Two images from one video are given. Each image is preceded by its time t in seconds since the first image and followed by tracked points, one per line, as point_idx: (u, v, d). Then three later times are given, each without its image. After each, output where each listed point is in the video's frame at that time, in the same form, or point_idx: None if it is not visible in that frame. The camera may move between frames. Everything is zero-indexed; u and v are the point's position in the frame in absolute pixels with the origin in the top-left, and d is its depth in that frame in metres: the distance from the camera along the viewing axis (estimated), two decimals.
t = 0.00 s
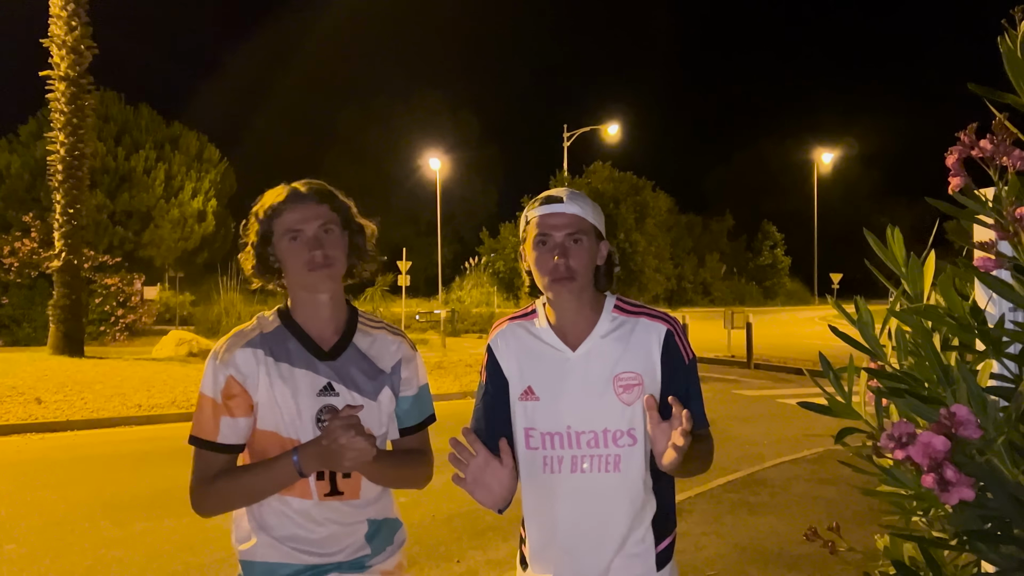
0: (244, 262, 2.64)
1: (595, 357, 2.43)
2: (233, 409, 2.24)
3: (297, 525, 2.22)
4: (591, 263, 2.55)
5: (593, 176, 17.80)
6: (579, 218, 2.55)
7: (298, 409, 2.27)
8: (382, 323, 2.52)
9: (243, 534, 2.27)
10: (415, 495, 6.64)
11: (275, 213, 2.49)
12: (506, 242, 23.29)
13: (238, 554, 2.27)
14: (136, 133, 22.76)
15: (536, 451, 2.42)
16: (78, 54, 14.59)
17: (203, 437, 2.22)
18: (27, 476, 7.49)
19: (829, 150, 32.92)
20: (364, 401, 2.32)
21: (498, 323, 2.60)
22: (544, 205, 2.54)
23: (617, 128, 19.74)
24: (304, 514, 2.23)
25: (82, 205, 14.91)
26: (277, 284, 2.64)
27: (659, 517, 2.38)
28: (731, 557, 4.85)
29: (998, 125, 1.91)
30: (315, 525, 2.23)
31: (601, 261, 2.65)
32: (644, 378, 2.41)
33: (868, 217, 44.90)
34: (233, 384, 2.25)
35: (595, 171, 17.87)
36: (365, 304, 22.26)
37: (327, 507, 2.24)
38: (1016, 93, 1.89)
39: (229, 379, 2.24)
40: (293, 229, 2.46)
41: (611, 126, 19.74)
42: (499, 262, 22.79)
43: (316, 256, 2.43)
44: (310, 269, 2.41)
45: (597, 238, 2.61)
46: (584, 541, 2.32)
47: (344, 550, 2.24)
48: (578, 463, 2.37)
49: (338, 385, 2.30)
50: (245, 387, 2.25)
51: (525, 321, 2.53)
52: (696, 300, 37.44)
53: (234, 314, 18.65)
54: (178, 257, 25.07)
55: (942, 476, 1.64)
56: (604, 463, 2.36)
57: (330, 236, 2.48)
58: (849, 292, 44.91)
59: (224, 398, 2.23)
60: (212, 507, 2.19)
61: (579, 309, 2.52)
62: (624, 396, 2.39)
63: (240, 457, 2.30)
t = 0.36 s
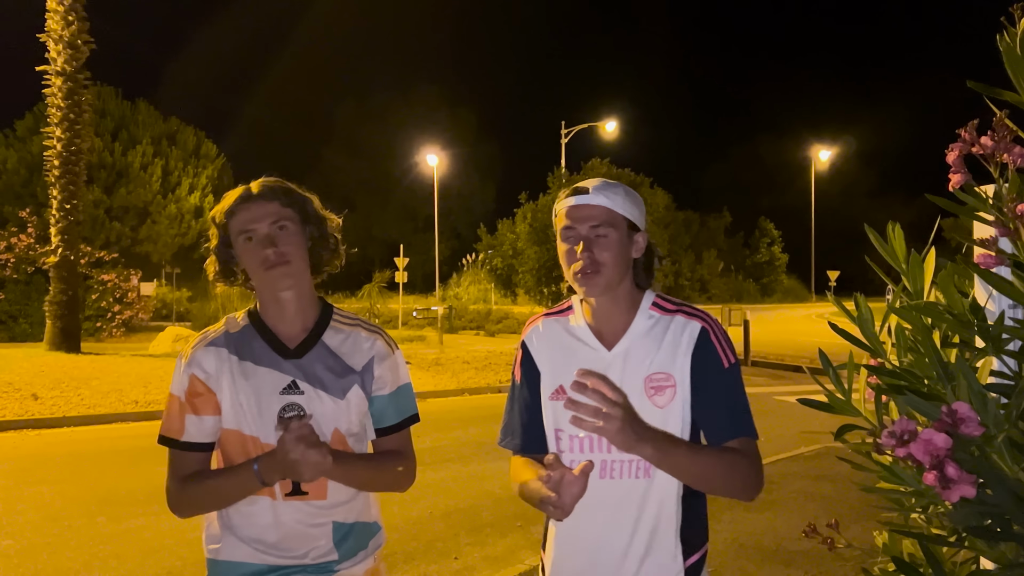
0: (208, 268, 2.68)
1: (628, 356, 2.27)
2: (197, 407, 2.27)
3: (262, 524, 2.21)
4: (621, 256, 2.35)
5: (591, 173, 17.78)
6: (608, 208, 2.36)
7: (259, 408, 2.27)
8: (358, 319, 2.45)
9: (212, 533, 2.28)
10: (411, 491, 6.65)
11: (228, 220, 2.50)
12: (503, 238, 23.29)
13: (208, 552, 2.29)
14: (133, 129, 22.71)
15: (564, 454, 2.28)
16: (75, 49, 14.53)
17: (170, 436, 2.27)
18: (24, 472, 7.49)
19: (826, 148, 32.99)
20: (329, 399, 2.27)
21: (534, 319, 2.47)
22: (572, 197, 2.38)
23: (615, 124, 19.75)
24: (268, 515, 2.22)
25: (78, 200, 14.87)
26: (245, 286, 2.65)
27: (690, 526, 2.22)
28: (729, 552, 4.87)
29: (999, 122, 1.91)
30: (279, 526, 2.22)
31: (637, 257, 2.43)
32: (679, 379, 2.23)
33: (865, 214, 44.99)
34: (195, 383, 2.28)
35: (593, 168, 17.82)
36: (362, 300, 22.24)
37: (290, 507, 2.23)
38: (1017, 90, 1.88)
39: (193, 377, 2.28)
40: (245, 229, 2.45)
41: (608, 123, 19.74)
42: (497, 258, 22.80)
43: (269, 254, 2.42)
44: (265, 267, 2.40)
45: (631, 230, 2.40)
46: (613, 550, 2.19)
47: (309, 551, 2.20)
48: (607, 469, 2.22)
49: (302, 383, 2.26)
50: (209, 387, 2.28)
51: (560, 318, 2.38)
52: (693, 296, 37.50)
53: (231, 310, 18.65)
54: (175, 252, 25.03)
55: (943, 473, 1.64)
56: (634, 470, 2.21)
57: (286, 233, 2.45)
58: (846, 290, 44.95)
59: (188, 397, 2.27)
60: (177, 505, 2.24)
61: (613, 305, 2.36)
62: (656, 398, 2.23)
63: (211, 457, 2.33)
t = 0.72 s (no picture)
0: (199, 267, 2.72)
1: (662, 357, 2.24)
2: (186, 411, 2.27)
3: (252, 525, 2.22)
4: (654, 251, 2.33)
5: (589, 172, 17.73)
6: (639, 200, 2.34)
7: (249, 410, 2.26)
8: (348, 316, 2.44)
9: (204, 535, 2.28)
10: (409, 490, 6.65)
11: (210, 224, 2.51)
12: (501, 238, 23.26)
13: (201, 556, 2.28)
14: (130, 127, 22.65)
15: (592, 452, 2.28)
16: (71, 46, 14.49)
17: (159, 440, 2.27)
18: (20, 470, 7.47)
19: (823, 149, 33.02)
20: (321, 398, 2.26)
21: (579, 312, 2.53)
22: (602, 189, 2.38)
23: (612, 125, 19.74)
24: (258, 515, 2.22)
25: (74, 198, 14.82)
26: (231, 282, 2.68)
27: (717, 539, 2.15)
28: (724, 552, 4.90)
29: (998, 124, 1.91)
30: (269, 528, 2.21)
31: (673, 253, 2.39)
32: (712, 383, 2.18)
33: (862, 215, 45.03)
34: (184, 386, 2.28)
35: (591, 168, 17.79)
36: (359, 299, 22.22)
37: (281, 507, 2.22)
38: (1016, 92, 1.89)
39: (182, 381, 2.28)
40: (225, 232, 2.45)
41: (605, 123, 19.73)
42: (493, 258, 22.78)
43: (247, 256, 2.40)
44: (243, 270, 2.39)
45: (667, 223, 2.36)
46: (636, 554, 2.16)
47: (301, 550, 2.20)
48: (630, 469, 2.21)
49: (292, 383, 2.26)
50: (197, 391, 2.28)
51: (599, 313, 2.43)
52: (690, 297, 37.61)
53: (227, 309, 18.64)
54: (171, 251, 24.98)
55: (941, 474, 1.64)
56: (658, 473, 2.19)
57: (265, 235, 2.43)
58: (843, 291, 45.01)
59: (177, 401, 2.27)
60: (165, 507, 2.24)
61: (647, 300, 2.35)
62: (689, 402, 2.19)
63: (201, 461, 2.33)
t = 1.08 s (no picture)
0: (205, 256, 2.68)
1: (681, 362, 2.25)
2: (190, 408, 2.27)
3: (258, 523, 2.21)
4: (689, 255, 2.36)
5: (584, 174, 17.61)
6: (681, 201, 2.38)
7: (253, 408, 2.26)
8: (351, 315, 2.44)
9: (208, 534, 2.27)
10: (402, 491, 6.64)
11: (229, 217, 2.49)
12: (496, 239, 23.26)
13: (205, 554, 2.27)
14: (124, 125, 22.57)
15: (601, 455, 2.28)
16: (66, 44, 14.44)
17: (161, 437, 2.26)
18: (12, 469, 7.44)
19: (818, 152, 33.09)
20: (324, 397, 2.28)
21: (584, 315, 2.52)
22: (645, 185, 2.38)
23: (608, 126, 19.74)
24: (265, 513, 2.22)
25: (68, 197, 14.76)
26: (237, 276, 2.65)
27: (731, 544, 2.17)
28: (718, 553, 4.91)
29: (993, 127, 1.92)
30: (275, 526, 2.21)
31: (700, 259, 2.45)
32: (730, 390, 2.21)
33: (857, 218, 45.12)
34: (190, 382, 2.28)
35: (586, 169, 17.79)
36: (353, 299, 22.21)
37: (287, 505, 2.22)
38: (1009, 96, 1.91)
39: (187, 377, 2.27)
40: (247, 230, 2.45)
41: (601, 125, 19.72)
42: (488, 259, 22.76)
43: (267, 257, 2.40)
44: (259, 270, 2.38)
45: (699, 228, 2.41)
46: (646, 556, 2.16)
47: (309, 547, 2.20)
48: (642, 473, 2.21)
49: (297, 383, 2.27)
50: (203, 386, 2.28)
51: (605, 317, 2.42)
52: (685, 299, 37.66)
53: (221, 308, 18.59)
54: (165, 250, 24.90)
55: (934, 475, 1.64)
56: (670, 478, 2.19)
57: (286, 239, 2.44)
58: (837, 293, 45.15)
59: (181, 398, 2.26)
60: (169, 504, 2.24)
61: (669, 304, 2.36)
62: (704, 407, 2.21)
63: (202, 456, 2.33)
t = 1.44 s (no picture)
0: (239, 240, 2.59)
1: (676, 363, 2.25)
2: (203, 404, 2.25)
3: (274, 522, 2.21)
4: (682, 264, 2.36)
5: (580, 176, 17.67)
6: (675, 211, 2.35)
7: (268, 408, 2.27)
8: (364, 322, 2.47)
9: (225, 534, 2.26)
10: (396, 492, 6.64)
11: (288, 205, 2.46)
12: (491, 240, 23.25)
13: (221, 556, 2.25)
14: (119, 124, 22.50)
15: (594, 453, 2.26)
16: (61, 43, 14.41)
17: (171, 432, 2.23)
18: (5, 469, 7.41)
19: (813, 155, 33.16)
20: (337, 400, 2.28)
21: (570, 315, 2.46)
22: (640, 194, 2.35)
23: (604, 128, 19.75)
24: (279, 510, 2.22)
25: (62, 196, 14.71)
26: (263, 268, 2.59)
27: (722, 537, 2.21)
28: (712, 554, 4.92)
29: (987, 131, 1.92)
30: (292, 525, 2.21)
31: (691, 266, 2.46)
32: (725, 392, 2.22)
33: (852, 221, 45.21)
34: (203, 379, 2.26)
35: (581, 171, 17.79)
36: (348, 300, 22.16)
37: (304, 503, 2.23)
38: (1004, 101, 1.91)
39: (200, 374, 2.25)
40: (307, 225, 2.45)
41: (597, 127, 19.73)
42: (484, 260, 22.76)
43: (319, 257, 2.42)
44: (310, 268, 2.41)
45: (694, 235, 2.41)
46: (640, 555, 2.18)
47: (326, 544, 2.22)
48: (637, 472, 2.21)
49: (311, 384, 2.27)
50: (217, 384, 2.26)
51: (599, 317, 2.38)
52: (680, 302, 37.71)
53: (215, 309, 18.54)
54: (160, 249, 24.84)
55: (929, 477, 1.65)
56: (665, 476, 2.20)
57: (337, 246, 2.48)
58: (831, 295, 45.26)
59: (195, 393, 2.25)
60: (175, 500, 2.20)
61: (662, 310, 2.36)
62: (699, 407, 2.21)
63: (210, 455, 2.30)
